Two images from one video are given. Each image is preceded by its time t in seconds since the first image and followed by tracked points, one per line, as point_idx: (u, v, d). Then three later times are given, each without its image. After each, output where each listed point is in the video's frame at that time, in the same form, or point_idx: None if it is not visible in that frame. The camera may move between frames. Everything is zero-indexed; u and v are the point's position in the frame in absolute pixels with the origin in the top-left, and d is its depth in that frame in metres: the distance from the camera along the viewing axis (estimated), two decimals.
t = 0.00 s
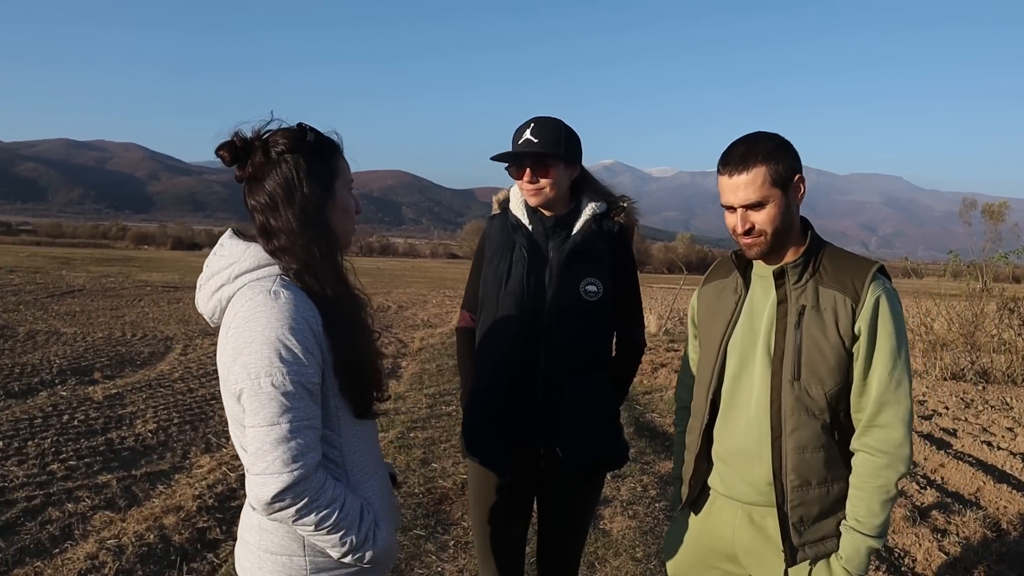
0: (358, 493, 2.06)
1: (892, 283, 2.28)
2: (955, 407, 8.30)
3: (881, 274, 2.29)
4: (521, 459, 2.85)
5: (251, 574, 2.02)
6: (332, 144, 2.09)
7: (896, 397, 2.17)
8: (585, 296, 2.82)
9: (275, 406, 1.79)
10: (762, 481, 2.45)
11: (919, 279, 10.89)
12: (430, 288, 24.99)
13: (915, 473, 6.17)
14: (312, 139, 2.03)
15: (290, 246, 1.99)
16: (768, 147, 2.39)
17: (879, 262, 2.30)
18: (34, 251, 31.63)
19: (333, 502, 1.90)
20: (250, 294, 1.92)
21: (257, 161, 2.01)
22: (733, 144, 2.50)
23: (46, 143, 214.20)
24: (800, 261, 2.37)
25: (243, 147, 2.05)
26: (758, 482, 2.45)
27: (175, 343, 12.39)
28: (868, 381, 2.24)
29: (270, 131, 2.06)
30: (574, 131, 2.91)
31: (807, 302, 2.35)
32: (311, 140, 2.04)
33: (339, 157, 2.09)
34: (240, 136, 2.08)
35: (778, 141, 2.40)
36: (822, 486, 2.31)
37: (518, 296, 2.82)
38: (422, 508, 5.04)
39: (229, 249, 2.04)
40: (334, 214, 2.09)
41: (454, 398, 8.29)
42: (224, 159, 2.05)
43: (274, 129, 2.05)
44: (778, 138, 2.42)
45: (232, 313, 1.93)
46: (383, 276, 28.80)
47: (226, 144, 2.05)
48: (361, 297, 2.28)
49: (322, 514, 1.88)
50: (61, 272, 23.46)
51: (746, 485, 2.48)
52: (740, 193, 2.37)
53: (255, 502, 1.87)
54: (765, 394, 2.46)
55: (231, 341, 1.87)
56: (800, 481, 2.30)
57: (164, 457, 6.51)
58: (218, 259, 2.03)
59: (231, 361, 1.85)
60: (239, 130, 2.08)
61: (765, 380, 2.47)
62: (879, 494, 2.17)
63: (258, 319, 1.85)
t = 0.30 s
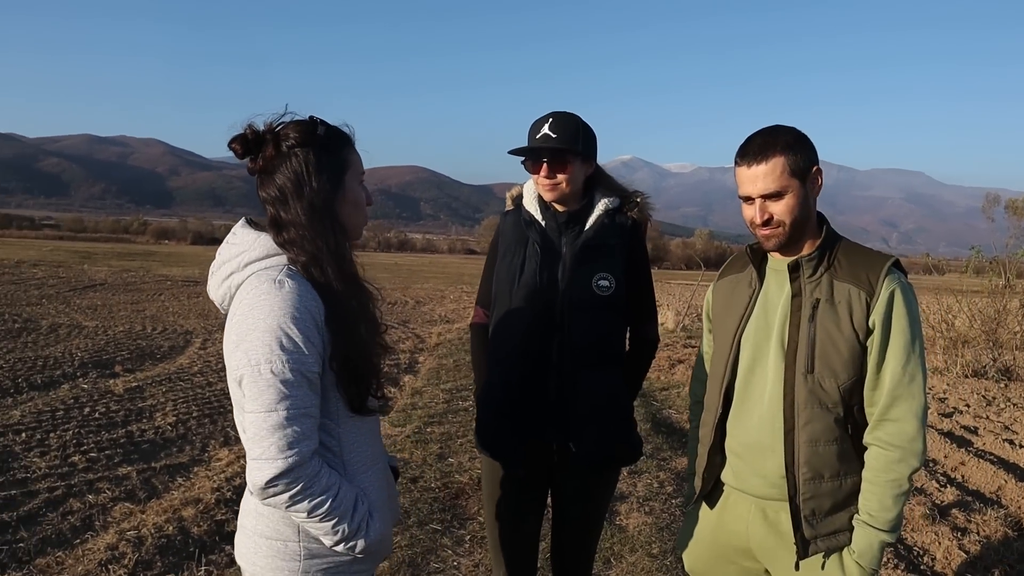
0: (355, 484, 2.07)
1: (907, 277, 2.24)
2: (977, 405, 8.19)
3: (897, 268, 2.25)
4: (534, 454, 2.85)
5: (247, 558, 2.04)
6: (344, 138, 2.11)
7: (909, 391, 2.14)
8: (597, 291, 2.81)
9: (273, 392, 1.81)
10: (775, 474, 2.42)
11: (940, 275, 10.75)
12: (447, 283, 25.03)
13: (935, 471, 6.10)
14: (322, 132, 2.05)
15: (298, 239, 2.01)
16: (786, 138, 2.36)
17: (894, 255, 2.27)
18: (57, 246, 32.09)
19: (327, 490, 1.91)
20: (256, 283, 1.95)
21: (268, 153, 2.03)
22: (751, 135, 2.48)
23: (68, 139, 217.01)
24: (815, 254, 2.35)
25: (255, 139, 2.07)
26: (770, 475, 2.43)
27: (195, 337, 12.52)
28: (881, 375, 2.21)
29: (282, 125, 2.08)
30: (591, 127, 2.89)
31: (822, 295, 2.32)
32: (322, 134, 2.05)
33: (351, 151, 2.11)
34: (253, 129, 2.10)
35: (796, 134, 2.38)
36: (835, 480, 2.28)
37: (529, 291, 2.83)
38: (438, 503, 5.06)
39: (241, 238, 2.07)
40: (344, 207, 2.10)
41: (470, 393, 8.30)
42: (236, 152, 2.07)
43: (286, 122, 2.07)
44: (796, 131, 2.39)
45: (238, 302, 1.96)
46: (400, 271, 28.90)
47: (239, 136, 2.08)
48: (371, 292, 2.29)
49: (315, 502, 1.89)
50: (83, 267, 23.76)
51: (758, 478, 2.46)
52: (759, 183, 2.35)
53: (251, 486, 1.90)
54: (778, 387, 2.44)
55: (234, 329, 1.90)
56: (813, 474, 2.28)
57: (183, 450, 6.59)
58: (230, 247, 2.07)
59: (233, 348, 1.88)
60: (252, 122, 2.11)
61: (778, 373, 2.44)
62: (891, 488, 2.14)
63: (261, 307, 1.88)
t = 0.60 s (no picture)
0: (331, 477, 2.08)
1: (911, 281, 2.26)
2: (982, 409, 8.17)
3: (901, 273, 2.27)
4: (536, 456, 2.85)
5: (223, 542, 2.07)
6: (342, 139, 2.13)
7: (915, 394, 2.15)
8: (596, 293, 2.81)
9: (250, 383, 1.85)
10: (781, 477, 2.43)
11: (946, 279, 10.74)
12: (450, 286, 25.05)
13: (940, 475, 6.09)
14: (319, 134, 2.07)
15: (289, 236, 2.03)
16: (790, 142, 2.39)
17: (897, 259, 2.28)
18: (62, 249, 32.27)
19: (300, 481, 1.93)
20: (245, 277, 1.97)
21: (265, 151, 2.06)
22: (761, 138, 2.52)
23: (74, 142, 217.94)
24: (821, 259, 2.36)
25: (254, 137, 2.09)
26: (776, 477, 2.43)
27: (200, 339, 12.55)
28: (887, 378, 2.21)
29: (281, 123, 2.10)
30: (595, 131, 2.90)
31: (828, 299, 2.32)
32: (319, 134, 2.08)
33: (347, 153, 2.13)
34: (253, 126, 2.12)
35: (801, 136, 2.41)
36: (842, 482, 2.28)
37: (530, 294, 2.85)
38: (442, 505, 5.06)
39: (237, 232, 2.10)
40: (337, 208, 2.12)
41: (474, 396, 8.31)
42: (234, 148, 2.09)
43: (285, 122, 2.09)
44: (802, 134, 2.42)
45: (227, 293, 2.00)
46: (404, 274, 28.92)
47: (238, 133, 2.09)
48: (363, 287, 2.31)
49: (285, 492, 1.92)
50: (89, 269, 23.84)
51: (764, 481, 2.46)
52: (749, 180, 2.42)
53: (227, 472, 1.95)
54: (784, 391, 2.44)
55: (220, 319, 1.95)
56: (820, 477, 2.28)
57: (188, 452, 6.61)
58: (226, 242, 2.09)
59: (218, 337, 1.93)
60: (253, 119, 2.13)
61: (784, 376, 2.45)
62: (898, 490, 2.14)
63: (246, 299, 1.92)
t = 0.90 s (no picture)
0: (315, 466, 2.10)
1: (905, 278, 2.25)
2: (975, 408, 8.22)
3: (894, 269, 2.26)
4: (535, 453, 2.86)
5: (210, 529, 2.08)
6: (322, 133, 2.15)
7: (906, 391, 2.15)
8: (595, 290, 2.82)
9: (233, 376, 1.86)
10: (774, 472, 2.44)
11: (940, 279, 10.80)
12: (446, 285, 25.04)
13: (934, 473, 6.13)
14: (300, 127, 2.08)
15: (269, 228, 2.03)
16: (777, 140, 2.44)
17: (891, 256, 2.29)
18: (56, 247, 32.14)
19: (283, 471, 1.95)
20: (226, 270, 1.98)
21: (246, 144, 2.07)
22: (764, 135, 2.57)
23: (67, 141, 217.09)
24: (812, 256, 2.37)
25: (235, 130, 2.10)
26: (769, 472, 2.45)
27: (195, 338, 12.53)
28: (877, 374, 2.22)
29: (262, 117, 2.11)
30: (591, 129, 2.91)
31: (819, 296, 2.35)
32: (299, 128, 2.09)
33: (327, 146, 2.15)
34: (235, 119, 2.13)
35: (797, 135, 2.44)
36: (832, 478, 2.30)
37: (527, 290, 2.87)
38: (438, 503, 5.07)
39: (219, 225, 2.10)
40: (316, 201, 2.13)
41: (471, 394, 8.32)
42: (216, 141, 2.10)
43: (266, 115, 2.10)
44: (801, 133, 2.45)
45: (209, 287, 2.01)
46: (400, 273, 28.89)
47: (221, 126, 2.11)
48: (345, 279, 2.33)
49: (269, 482, 1.93)
50: (83, 269, 23.75)
51: (757, 475, 2.48)
52: (729, 173, 2.56)
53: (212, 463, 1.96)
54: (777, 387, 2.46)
55: (202, 312, 1.95)
56: (810, 472, 2.30)
57: (184, 450, 6.60)
58: (208, 234, 2.10)
59: (200, 331, 1.94)
60: (235, 113, 2.14)
61: (775, 372, 2.47)
62: (888, 486, 2.15)
63: (228, 293, 1.93)
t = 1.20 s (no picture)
0: (319, 452, 2.12)
1: (888, 266, 2.23)
2: (970, 399, 8.25)
3: (878, 258, 2.24)
4: (538, 444, 2.86)
5: (213, 516, 2.07)
6: (318, 123, 2.15)
7: (885, 381, 2.15)
8: (601, 280, 2.84)
9: (246, 367, 1.87)
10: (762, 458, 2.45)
11: (936, 271, 10.82)
12: (443, 276, 25.01)
13: (929, 464, 6.17)
14: (298, 117, 2.08)
15: (264, 216, 2.03)
16: (766, 131, 2.45)
17: (876, 246, 2.26)
18: (52, 238, 32.03)
19: (295, 459, 1.98)
20: (231, 260, 1.98)
21: (243, 132, 2.05)
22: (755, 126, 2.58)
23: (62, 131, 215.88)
24: (795, 246, 2.39)
25: (233, 117, 2.09)
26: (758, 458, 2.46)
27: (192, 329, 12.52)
28: (858, 365, 2.22)
29: (260, 105, 2.10)
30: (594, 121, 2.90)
31: (802, 286, 2.35)
32: (297, 118, 2.08)
33: (324, 137, 2.15)
34: (232, 106, 2.12)
35: (787, 126, 2.44)
36: (813, 467, 2.31)
37: (533, 279, 2.86)
38: (435, 494, 5.09)
39: (214, 215, 2.09)
40: (312, 191, 2.13)
41: (467, 386, 8.33)
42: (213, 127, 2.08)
43: (264, 104, 2.09)
44: (792, 124, 2.45)
45: (212, 278, 1.99)
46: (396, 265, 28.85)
47: (218, 113, 2.09)
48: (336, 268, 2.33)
49: (283, 470, 1.95)
50: (80, 260, 23.70)
51: (748, 462, 2.49)
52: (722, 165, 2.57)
53: (221, 453, 1.96)
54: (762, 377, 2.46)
55: (209, 304, 1.94)
56: (789, 461, 2.32)
57: (181, 441, 6.61)
58: (203, 224, 2.09)
59: (208, 323, 1.93)
60: (232, 100, 2.12)
61: (760, 361, 2.48)
62: (867, 476, 2.16)
63: (236, 285, 1.93)
